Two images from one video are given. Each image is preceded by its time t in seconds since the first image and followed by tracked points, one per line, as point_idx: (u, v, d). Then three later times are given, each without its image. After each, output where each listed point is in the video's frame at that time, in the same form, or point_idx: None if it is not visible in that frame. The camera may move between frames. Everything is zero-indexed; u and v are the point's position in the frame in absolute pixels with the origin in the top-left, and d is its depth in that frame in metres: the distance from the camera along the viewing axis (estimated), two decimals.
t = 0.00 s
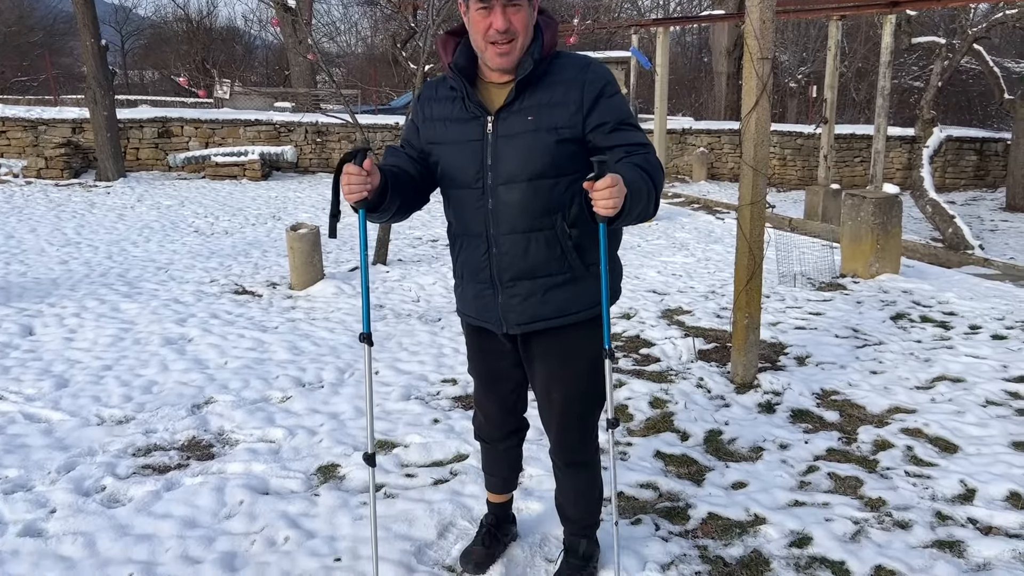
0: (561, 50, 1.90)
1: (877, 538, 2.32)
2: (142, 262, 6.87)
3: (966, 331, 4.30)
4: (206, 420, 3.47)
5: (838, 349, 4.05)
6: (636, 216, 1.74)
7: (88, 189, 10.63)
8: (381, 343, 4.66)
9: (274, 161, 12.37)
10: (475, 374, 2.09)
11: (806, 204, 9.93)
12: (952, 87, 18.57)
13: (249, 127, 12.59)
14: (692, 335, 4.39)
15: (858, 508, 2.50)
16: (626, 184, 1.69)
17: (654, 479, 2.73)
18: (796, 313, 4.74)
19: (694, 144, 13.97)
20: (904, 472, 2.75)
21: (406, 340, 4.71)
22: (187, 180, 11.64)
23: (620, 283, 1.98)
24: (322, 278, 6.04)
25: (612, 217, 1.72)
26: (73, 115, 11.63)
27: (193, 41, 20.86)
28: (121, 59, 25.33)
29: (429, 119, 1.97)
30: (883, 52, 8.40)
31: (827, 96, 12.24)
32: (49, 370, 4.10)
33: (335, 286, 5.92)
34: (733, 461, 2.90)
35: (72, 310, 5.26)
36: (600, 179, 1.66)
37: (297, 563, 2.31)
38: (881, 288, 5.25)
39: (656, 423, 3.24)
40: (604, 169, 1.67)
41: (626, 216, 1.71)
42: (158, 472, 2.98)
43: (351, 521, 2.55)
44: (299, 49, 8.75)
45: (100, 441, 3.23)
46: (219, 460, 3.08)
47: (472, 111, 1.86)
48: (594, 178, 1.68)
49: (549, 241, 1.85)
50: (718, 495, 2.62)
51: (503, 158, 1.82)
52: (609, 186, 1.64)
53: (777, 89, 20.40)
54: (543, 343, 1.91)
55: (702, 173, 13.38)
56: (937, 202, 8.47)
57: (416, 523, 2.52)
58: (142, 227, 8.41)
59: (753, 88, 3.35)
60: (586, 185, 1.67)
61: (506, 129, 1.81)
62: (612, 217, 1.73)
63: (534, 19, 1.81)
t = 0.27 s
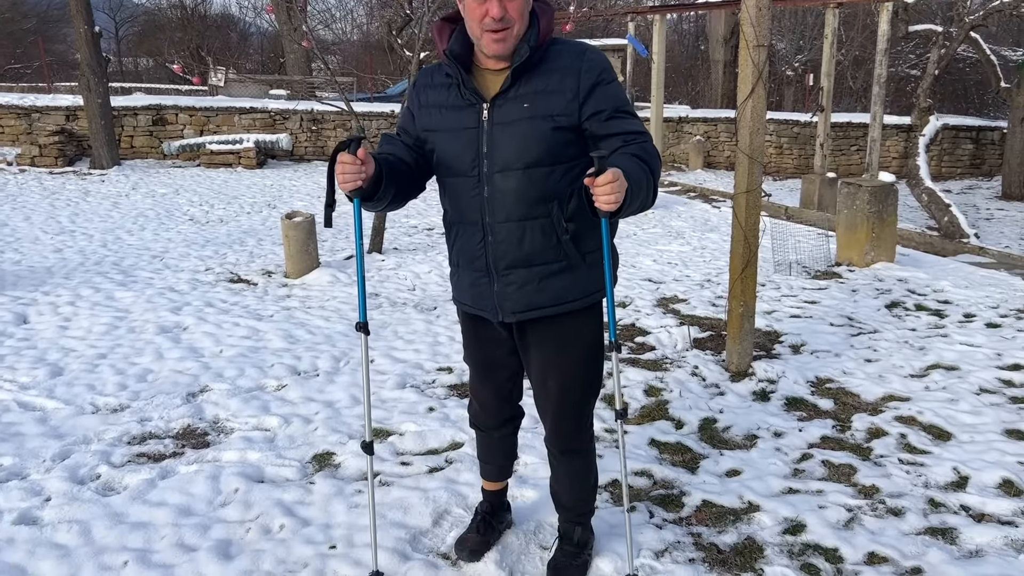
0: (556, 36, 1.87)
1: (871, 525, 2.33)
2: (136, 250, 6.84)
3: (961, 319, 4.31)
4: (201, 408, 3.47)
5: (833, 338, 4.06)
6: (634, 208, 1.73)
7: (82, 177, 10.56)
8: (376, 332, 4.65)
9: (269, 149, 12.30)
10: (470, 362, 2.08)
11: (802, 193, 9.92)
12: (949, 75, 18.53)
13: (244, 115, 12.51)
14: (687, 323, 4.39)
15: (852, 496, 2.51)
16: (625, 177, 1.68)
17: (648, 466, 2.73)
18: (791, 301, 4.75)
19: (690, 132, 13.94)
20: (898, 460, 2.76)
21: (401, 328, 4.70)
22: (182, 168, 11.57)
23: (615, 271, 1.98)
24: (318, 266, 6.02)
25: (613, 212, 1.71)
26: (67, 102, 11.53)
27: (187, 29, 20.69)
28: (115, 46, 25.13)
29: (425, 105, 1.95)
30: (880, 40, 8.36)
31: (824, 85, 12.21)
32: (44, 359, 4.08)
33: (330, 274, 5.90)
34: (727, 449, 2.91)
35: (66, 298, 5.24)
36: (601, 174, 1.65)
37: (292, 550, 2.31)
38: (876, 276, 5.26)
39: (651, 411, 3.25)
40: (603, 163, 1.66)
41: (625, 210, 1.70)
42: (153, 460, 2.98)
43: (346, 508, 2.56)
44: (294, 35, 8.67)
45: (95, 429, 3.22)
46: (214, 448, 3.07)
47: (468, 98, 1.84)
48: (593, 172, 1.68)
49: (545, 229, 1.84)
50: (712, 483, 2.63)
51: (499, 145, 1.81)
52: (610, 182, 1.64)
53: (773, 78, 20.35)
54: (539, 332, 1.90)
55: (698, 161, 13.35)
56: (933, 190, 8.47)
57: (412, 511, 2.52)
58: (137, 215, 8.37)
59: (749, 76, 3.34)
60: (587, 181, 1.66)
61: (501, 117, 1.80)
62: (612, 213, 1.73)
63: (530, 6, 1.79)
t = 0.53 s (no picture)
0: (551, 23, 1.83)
1: (864, 512, 2.34)
2: (132, 238, 6.80)
3: (956, 306, 4.32)
4: (197, 396, 3.46)
5: (828, 325, 4.07)
6: (625, 198, 1.71)
7: (77, 164, 10.49)
8: (372, 320, 4.64)
9: (265, 136, 12.22)
10: (466, 350, 2.07)
11: (799, 180, 9.90)
12: (946, 62, 18.48)
13: (239, 102, 12.43)
14: (683, 311, 4.39)
15: (846, 483, 2.52)
16: (614, 169, 1.66)
17: (643, 454, 2.73)
18: (787, 289, 4.75)
19: (687, 119, 13.90)
20: (892, 447, 2.77)
21: (398, 316, 4.69)
22: (177, 155, 11.50)
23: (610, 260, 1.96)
24: (313, 254, 6.00)
25: (600, 205, 1.69)
26: (61, 89, 11.43)
27: (182, 15, 20.53)
28: (109, 33, 24.92)
29: (420, 92, 1.93)
30: (878, 26, 8.32)
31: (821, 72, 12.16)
32: (39, 347, 4.07)
33: (326, 262, 5.88)
34: (722, 436, 2.91)
35: (61, 286, 5.21)
36: (589, 167, 1.63)
37: (288, 538, 2.31)
38: (872, 264, 5.26)
39: (646, 398, 3.25)
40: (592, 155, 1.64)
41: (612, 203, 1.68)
42: (149, 448, 2.97)
43: (341, 496, 2.56)
44: (288, 22, 8.61)
45: (90, 417, 3.21)
46: (209, 436, 3.07)
47: (463, 86, 1.83)
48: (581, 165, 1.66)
49: (539, 218, 1.83)
50: (707, 470, 2.63)
51: (493, 133, 1.79)
52: (597, 174, 1.61)
53: (770, 65, 20.28)
54: (534, 320, 1.89)
55: (695, 149, 13.27)
56: (930, 177, 8.46)
57: (407, 498, 2.53)
58: (132, 203, 8.32)
59: (745, 63, 3.32)
60: (574, 173, 1.64)
61: (496, 104, 1.78)
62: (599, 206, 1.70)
63: None
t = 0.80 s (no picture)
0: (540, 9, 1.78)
1: (859, 499, 2.35)
2: (127, 225, 6.76)
3: (953, 294, 4.32)
4: (193, 384, 3.45)
5: (825, 313, 4.07)
6: (602, 190, 1.67)
7: (72, 151, 10.41)
8: (368, 308, 4.63)
9: (261, 123, 12.15)
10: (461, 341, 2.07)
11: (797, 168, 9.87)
12: (945, 50, 18.42)
13: (235, 88, 12.34)
14: (680, 299, 4.38)
15: (842, 470, 2.53)
16: (580, 163, 1.61)
17: (640, 441, 2.74)
18: (784, 277, 4.74)
19: (685, 107, 13.84)
20: (888, 434, 2.78)
21: (394, 304, 4.68)
22: (173, 143, 11.42)
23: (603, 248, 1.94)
24: (309, 242, 5.97)
25: (563, 199, 1.65)
26: (56, 76, 11.33)
27: (177, 1, 20.34)
28: (104, 20, 24.72)
29: (411, 81, 1.91)
30: (876, 13, 8.27)
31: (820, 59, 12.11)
32: (34, 334, 4.05)
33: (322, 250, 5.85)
34: (718, 423, 2.92)
35: (56, 274, 5.18)
36: (549, 159, 1.59)
37: (284, 525, 2.31)
38: (869, 252, 5.25)
39: (642, 386, 3.25)
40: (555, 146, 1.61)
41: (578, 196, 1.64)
42: (145, 435, 2.97)
43: (338, 483, 2.55)
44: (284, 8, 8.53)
45: (86, 405, 3.20)
46: (205, 423, 3.06)
47: (452, 77, 1.81)
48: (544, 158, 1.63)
49: (530, 209, 1.81)
50: (703, 457, 2.64)
51: (483, 123, 1.77)
52: (556, 166, 1.57)
53: (769, 52, 20.19)
54: (527, 311, 1.89)
55: (693, 136, 13.20)
56: (928, 164, 8.45)
57: (403, 485, 2.53)
58: (127, 191, 8.26)
59: (742, 49, 3.29)
60: (534, 165, 1.61)
61: (485, 94, 1.76)
62: (564, 199, 1.66)
63: None
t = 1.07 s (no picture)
0: None
1: (856, 487, 2.36)
2: (124, 213, 6.73)
3: (950, 283, 4.32)
4: (190, 372, 3.45)
5: (823, 302, 4.07)
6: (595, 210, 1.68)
7: (69, 139, 10.35)
8: (366, 296, 4.62)
9: (258, 111, 12.08)
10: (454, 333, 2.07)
11: (795, 157, 9.85)
12: (944, 38, 18.34)
13: (232, 76, 12.27)
14: (678, 288, 4.37)
15: (839, 458, 2.53)
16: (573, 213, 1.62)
17: (637, 429, 2.74)
18: (782, 266, 4.73)
19: (684, 95, 13.79)
20: (885, 422, 2.79)
21: (392, 293, 4.67)
22: (170, 131, 11.36)
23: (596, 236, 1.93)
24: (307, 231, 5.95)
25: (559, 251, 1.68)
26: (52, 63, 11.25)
27: None
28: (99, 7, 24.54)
29: (399, 73, 1.89)
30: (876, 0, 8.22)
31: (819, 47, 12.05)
32: (31, 323, 4.04)
33: (319, 238, 5.83)
34: (716, 412, 2.92)
35: (53, 263, 5.16)
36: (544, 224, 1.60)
37: (282, 513, 2.32)
38: (867, 240, 5.25)
39: (640, 374, 3.26)
40: (553, 207, 1.62)
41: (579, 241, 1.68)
42: (142, 424, 2.96)
43: (335, 471, 2.55)
44: None
45: (84, 393, 3.20)
46: (203, 412, 3.06)
47: (440, 68, 1.79)
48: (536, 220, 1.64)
49: (520, 200, 1.80)
50: (701, 445, 2.64)
51: (472, 115, 1.76)
52: (551, 233, 1.59)
53: (768, 40, 20.10)
54: (519, 302, 1.89)
55: (692, 124, 13.18)
56: (926, 153, 8.43)
57: (401, 474, 2.53)
58: (124, 179, 8.22)
59: (741, 36, 3.27)
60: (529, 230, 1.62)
61: (473, 86, 1.74)
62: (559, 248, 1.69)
63: None
